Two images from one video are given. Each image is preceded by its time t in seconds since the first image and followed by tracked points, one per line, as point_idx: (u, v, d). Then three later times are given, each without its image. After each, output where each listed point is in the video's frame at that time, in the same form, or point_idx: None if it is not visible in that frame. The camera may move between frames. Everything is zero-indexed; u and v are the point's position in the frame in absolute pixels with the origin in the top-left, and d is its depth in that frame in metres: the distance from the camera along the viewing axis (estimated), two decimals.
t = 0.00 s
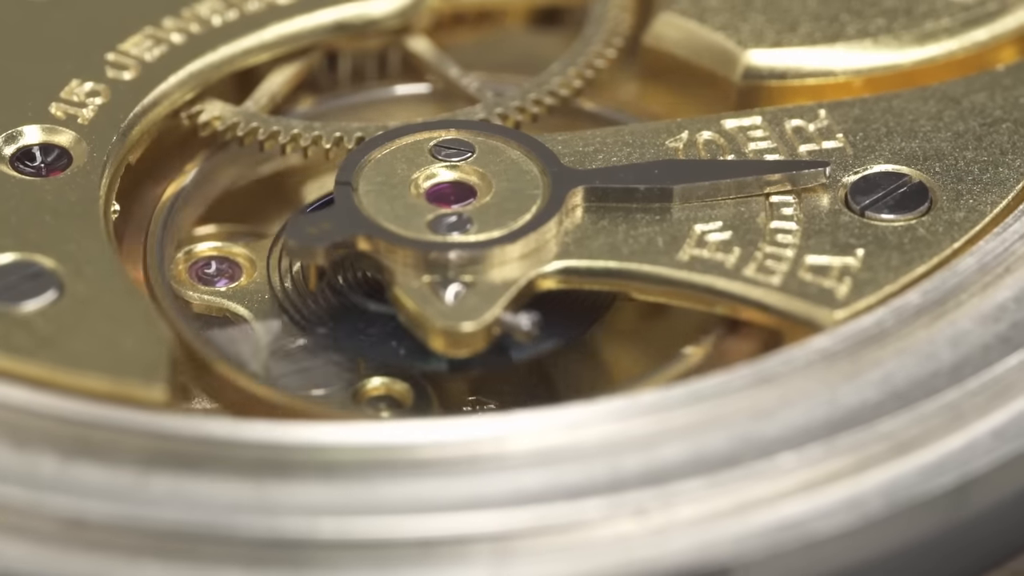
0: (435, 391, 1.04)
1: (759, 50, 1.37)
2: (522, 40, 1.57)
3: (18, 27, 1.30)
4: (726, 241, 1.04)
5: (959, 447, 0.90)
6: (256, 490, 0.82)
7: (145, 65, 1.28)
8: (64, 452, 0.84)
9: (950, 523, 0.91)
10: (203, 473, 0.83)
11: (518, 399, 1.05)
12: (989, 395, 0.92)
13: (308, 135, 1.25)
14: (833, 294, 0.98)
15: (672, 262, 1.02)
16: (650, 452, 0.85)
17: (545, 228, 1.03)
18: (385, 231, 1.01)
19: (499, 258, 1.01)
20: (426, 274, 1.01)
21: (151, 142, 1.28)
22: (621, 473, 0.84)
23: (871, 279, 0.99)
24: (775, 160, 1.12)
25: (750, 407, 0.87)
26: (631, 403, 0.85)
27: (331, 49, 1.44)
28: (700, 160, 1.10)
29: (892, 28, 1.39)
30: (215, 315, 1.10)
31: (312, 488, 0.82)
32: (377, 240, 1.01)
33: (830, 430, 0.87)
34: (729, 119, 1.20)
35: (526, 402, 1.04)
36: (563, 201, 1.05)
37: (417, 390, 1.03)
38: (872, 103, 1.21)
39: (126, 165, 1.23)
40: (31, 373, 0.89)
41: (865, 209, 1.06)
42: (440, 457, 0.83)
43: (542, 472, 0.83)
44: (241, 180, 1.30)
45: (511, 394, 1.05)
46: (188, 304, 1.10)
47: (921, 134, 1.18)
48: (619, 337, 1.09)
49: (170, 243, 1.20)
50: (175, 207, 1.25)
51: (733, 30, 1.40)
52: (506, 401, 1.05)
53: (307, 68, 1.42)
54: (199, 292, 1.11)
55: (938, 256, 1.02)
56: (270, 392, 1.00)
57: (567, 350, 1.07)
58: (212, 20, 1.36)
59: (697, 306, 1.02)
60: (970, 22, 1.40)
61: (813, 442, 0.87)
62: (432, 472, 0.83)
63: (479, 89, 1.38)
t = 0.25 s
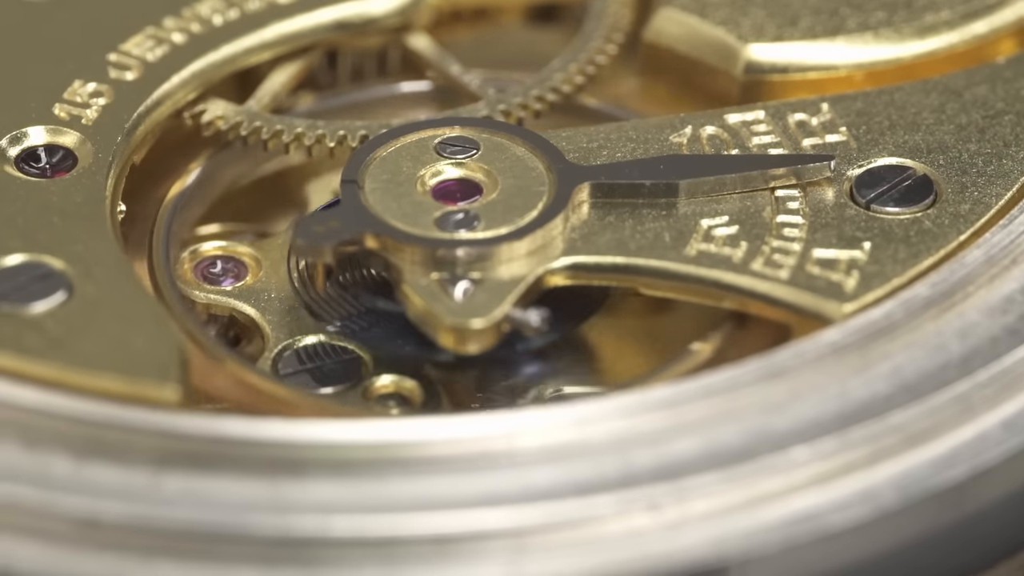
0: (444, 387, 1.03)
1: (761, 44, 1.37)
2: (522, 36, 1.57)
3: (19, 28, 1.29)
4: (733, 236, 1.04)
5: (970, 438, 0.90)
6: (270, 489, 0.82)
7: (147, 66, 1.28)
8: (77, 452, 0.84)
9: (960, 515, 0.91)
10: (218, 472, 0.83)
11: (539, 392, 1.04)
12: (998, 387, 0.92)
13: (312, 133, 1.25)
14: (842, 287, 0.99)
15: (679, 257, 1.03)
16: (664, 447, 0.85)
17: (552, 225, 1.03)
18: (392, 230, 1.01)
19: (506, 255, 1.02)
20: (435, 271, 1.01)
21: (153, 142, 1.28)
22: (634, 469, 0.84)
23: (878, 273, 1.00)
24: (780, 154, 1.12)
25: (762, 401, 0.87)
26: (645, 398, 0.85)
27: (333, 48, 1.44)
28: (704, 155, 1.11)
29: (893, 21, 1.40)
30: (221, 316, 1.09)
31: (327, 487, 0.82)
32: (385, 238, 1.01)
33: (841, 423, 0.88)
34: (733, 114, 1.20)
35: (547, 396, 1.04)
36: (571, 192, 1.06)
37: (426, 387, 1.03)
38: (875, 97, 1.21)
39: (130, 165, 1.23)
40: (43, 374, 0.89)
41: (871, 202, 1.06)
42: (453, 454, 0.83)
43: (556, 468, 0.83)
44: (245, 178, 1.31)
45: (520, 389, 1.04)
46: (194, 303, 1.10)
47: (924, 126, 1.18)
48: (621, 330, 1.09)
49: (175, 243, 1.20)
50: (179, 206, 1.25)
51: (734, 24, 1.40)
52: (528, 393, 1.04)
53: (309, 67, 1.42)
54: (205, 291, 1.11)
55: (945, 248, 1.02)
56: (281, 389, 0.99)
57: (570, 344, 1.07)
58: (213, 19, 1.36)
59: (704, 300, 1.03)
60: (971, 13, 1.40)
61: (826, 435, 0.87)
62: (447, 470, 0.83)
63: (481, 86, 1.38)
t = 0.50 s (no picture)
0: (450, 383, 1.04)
1: (762, 39, 1.37)
2: (521, 33, 1.57)
3: (20, 29, 1.29)
4: (739, 231, 1.04)
5: (980, 430, 0.91)
6: (283, 488, 0.83)
7: (149, 65, 1.28)
8: (89, 452, 0.84)
9: (968, 507, 0.92)
10: (230, 471, 0.83)
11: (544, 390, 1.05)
12: (1005, 379, 0.93)
13: (315, 132, 1.25)
14: (849, 282, 0.99)
15: (686, 252, 1.03)
16: (674, 443, 0.85)
17: (558, 222, 1.03)
18: (399, 227, 1.02)
19: (512, 252, 1.02)
20: (443, 269, 1.01)
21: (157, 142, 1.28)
22: (646, 465, 0.85)
23: (885, 266, 1.00)
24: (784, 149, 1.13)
25: (771, 397, 0.88)
26: (655, 394, 0.85)
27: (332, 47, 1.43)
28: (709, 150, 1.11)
29: (893, 15, 1.40)
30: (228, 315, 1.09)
31: (339, 485, 0.83)
32: (391, 236, 1.01)
33: (851, 418, 0.88)
34: (735, 109, 1.20)
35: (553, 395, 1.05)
36: (576, 190, 1.06)
37: (434, 385, 1.03)
38: (877, 91, 1.22)
39: (134, 165, 1.23)
40: (53, 376, 0.90)
41: (876, 196, 1.07)
42: (465, 451, 0.83)
43: (568, 464, 0.84)
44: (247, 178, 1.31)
45: (526, 386, 1.05)
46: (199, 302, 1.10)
47: (926, 120, 1.18)
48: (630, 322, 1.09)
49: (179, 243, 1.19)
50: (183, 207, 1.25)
51: (735, 19, 1.40)
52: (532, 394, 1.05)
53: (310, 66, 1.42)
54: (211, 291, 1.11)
55: (951, 242, 1.03)
56: (287, 390, 0.99)
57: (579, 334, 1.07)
58: (213, 19, 1.36)
59: (712, 295, 1.03)
60: (970, 7, 1.40)
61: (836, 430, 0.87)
62: (459, 468, 0.83)
63: (483, 84, 1.38)
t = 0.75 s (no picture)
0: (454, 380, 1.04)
1: (762, 34, 1.37)
2: (520, 30, 1.57)
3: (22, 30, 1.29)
4: (744, 226, 1.05)
5: (987, 424, 0.91)
6: (294, 487, 0.83)
7: (151, 65, 1.28)
8: (99, 453, 0.84)
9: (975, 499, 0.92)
10: (241, 470, 0.83)
11: (549, 392, 1.05)
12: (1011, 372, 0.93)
13: (318, 131, 1.25)
14: (855, 276, 0.99)
15: (691, 248, 1.03)
16: (684, 437, 0.86)
17: (564, 219, 1.03)
18: (405, 225, 1.02)
19: (518, 249, 1.02)
20: (449, 267, 1.02)
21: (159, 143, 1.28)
22: (656, 460, 0.85)
23: (891, 261, 1.00)
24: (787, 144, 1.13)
25: (779, 391, 0.88)
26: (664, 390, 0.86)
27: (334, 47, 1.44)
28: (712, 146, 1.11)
29: (892, 10, 1.40)
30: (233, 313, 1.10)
31: (350, 484, 0.83)
32: (397, 234, 1.01)
33: (860, 412, 0.88)
34: (737, 105, 1.21)
35: (558, 395, 1.05)
36: (580, 188, 1.06)
37: (442, 383, 1.03)
38: (878, 86, 1.22)
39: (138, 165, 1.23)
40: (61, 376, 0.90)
41: (880, 189, 1.07)
42: (475, 449, 0.83)
43: (578, 460, 0.84)
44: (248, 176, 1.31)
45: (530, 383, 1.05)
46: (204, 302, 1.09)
47: (928, 115, 1.19)
48: (626, 326, 1.10)
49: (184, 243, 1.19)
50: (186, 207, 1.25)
51: (735, 15, 1.40)
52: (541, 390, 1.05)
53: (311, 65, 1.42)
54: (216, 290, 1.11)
55: (955, 236, 1.03)
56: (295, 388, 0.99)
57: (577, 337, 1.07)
58: (214, 18, 1.35)
59: (718, 291, 1.03)
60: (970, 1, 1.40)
61: (845, 424, 0.88)
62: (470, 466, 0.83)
63: (484, 81, 1.38)
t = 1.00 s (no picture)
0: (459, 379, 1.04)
1: (761, 31, 1.37)
2: (519, 28, 1.57)
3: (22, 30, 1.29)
4: (747, 224, 1.05)
5: (992, 420, 0.92)
6: (300, 486, 0.83)
7: (152, 65, 1.28)
8: (106, 453, 0.84)
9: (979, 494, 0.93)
10: (248, 469, 0.83)
11: (554, 385, 1.05)
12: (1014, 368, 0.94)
13: (320, 130, 1.25)
14: (858, 274, 1.00)
15: (695, 246, 1.04)
16: (690, 435, 0.86)
17: (567, 218, 1.04)
18: (409, 224, 1.02)
19: (521, 247, 1.02)
20: (452, 265, 1.01)
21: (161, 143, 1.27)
22: (663, 458, 0.85)
23: (894, 258, 1.01)
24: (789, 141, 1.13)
25: (785, 389, 0.88)
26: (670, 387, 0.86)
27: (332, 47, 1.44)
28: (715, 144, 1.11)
29: (892, 6, 1.40)
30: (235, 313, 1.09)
31: (357, 484, 0.83)
32: (400, 233, 1.01)
33: (865, 409, 0.89)
34: (739, 103, 1.21)
35: (564, 390, 1.05)
36: (582, 186, 1.06)
37: (446, 382, 1.04)
38: (879, 83, 1.22)
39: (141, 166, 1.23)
40: (67, 377, 0.90)
41: (883, 187, 1.07)
42: (481, 447, 0.84)
43: (584, 458, 0.84)
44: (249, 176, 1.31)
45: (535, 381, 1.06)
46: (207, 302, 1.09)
47: (929, 111, 1.19)
48: (637, 321, 1.09)
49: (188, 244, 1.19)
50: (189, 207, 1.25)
51: (735, 13, 1.40)
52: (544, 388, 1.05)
53: (311, 65, 1.42)
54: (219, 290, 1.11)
55: (958, 233, 1.03)
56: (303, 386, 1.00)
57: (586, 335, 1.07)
58: (215, 17, 1.35)
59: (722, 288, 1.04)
60: None
61: (850, 421, 0.88)
62: (477, 464, 0.84)
63: (485, 80, 1.38)
